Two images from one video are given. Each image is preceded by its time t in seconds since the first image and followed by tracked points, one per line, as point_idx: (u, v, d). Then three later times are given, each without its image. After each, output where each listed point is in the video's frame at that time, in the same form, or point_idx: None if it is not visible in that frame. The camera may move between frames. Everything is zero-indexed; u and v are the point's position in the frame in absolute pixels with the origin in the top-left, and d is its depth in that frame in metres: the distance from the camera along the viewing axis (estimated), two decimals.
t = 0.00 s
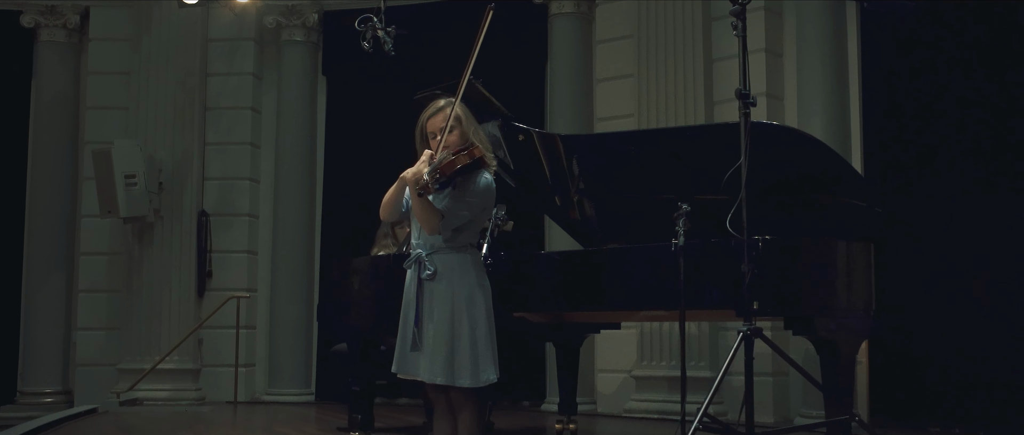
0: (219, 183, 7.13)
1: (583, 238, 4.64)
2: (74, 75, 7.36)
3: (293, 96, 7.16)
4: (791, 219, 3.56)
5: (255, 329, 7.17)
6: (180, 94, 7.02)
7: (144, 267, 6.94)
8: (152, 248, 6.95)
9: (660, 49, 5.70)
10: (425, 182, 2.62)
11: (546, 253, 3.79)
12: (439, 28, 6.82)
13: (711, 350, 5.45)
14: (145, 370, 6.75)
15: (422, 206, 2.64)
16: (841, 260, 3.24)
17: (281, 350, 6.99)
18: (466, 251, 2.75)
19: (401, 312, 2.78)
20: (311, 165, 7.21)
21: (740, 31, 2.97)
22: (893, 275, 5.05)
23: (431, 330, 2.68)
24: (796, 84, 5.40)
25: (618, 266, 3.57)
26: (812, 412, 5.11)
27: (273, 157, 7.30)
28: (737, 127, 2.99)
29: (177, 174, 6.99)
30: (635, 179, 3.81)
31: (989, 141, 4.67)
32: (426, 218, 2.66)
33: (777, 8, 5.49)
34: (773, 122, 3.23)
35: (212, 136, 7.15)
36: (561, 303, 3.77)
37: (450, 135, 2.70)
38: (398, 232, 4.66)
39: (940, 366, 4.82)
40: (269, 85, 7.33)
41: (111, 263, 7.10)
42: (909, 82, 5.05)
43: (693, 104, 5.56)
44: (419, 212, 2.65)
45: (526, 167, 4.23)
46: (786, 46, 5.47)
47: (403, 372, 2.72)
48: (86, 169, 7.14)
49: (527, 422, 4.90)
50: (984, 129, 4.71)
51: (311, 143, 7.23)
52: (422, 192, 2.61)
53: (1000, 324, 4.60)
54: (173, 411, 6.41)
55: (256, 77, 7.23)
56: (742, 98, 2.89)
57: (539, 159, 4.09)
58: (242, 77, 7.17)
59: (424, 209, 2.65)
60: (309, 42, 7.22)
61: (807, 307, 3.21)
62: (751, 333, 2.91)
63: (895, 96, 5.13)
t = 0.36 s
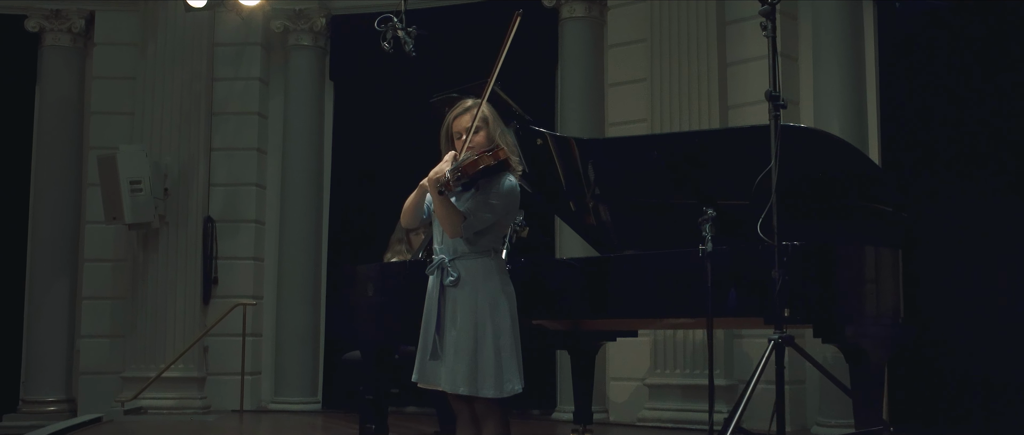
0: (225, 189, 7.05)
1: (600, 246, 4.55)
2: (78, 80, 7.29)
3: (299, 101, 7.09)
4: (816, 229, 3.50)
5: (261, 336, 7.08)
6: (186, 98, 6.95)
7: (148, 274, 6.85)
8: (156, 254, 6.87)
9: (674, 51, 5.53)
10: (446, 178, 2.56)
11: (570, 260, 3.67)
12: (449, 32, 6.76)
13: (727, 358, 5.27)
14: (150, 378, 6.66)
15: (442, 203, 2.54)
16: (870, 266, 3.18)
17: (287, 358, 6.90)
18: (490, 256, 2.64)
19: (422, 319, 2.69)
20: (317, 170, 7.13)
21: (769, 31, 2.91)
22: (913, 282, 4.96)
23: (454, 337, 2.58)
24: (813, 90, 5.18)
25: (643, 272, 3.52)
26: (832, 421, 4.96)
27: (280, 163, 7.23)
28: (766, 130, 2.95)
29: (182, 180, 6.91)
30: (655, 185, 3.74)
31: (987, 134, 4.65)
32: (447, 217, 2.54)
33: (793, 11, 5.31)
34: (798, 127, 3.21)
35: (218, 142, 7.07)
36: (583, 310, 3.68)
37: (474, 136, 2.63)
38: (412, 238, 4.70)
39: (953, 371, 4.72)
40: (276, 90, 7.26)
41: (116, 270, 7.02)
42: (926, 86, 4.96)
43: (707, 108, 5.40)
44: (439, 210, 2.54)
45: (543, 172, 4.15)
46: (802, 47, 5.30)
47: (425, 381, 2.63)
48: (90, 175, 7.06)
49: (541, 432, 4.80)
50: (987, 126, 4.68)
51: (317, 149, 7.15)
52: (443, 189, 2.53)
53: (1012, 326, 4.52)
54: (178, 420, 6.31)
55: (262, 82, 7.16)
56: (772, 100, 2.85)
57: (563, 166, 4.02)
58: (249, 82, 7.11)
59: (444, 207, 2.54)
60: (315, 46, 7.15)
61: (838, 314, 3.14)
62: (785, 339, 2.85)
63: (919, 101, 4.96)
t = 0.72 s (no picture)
0: (227, 195, 6.95)
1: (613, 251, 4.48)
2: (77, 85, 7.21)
3: (302, 105, 7.01)
4: (843, 228, 3.45)
5: (263, 344, 6.98)
6: (187, 103, 6.87)
7: (149, 281, 6.76)
8: (157, 261, 6.77)
9: (684, 55, 5.45)
10: (469, 166, 2.48)
11: (585, 264, 3.48)
12: (454, 36, 6.68)
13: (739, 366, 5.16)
14: (150, 387, 6.55)
15: (460, 192, 2.44)
16: (896, 271, 3.11)
17: (290, 366, 6.80)
18: (513, 260, 2.54)
19: (443, 324, 2.58)
20: (320, 176, 7.04)
21: (797, 31, 2.84)
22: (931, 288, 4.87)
23: (477, 344, 2.48)
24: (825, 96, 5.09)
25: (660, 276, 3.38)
26: (848, 429, 4.86)
27: (282, 168, 7.15)
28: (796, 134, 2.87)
29: (183, 186, 6.82)
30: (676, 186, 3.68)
31: (974, 120, 4.37)
32: (462, 206, 2.43)
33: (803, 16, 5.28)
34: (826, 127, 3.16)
35: (219, 147, 6.98)
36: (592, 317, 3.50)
37: (501, 133, 2.54)
38: (424, 243, 4.74)
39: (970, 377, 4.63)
40: (278, 95, 7.18)
41: (116, 277, 6.92)
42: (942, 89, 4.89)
43: (720, 112, 5.29)
44: (455, 199, 2.44)
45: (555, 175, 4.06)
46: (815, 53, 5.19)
47: (445, 388, 2.52)
48: (90, 181, 6.97)
49: None
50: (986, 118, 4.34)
51: (320, 154, 7.07)
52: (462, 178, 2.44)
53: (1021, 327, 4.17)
54: (178, 429, 6.21)
55: (265, 87, 7.08)
56: (801, 101, 2.77)
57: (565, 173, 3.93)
58: (251, 87, 7.03)
59: (462, 197, 2.44)
60: (318, 50, 7.07)
61: (866, 318, 3.05)
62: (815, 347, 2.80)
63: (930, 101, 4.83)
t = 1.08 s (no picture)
0: (216, 203, 6.85)
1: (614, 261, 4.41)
2: (64, 92, 7.09)
3: (293, 112, 6.92)
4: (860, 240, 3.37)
5: (252, 355, 6.86)
6: (177, 110, 6.76)
7: (136, 290, 6.63)
8: (144, 270, 6.65)
9: (683, 62, 5.40)
10: (494, 158, 2.40)
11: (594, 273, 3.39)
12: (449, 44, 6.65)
13: (737, 375, 5.09)
14: (136, 398, 6.41)
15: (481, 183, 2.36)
16: (912, 281, 3.06)
17: (279, 376, 6.67)
18: (531, 267, 2.47)
19: (457, 334, 2.50)
20: (311, 184, 6.95)
21: (816, 35, 2.81)
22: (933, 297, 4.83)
23: (493, 354, 2.40)
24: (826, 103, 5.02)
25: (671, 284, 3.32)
26: None
27: (272, 177, 7.05)
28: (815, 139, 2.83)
29: (172, 194, 6.71)
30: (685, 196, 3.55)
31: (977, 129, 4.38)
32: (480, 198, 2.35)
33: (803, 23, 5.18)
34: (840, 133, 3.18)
35: (209, 155, 6.88)
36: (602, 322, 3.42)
37: (523, 137, 2.51)
38: (422, 252, 4.74)
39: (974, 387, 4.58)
40: (269, 103, 7.11)
41: (102, 286, 6.79)
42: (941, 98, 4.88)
43: (719, 119, 5.23)
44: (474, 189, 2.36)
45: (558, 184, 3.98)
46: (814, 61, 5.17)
47: (458, 400, 2.43)
48: (76, 188, 6.85)
49: None
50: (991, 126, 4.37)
51: (312, 162, 6.98)
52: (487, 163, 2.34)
53: None
54: None
55: (255, 93, 7.00)
56: (821, 105, 2.74)
57: (568, 185, 3.85)
58: (241, 93, 6.94)
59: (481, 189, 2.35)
60: (309, 56, 6.99)
61: (883, 329, 3.01)
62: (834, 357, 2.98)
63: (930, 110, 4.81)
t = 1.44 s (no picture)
0: (193, 208, 6.71)
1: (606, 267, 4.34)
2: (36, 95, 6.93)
3: (272, 116, 6.79)
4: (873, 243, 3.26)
5: (228, 363, 6.71)
6: (152, 113, 6.63)
7: (109, 297, 6.47)
8: (117, 276, 6.49)
9: (671, 66, 5.36)
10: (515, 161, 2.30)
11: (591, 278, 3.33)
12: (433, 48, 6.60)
13: (725, 382, 5.01)
14: (109, 408, 6.24)
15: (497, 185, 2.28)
16: (914, 287, 2.98)
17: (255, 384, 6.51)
18: (536, 271, 2.40)
19: (459, 339, 2.43)
20: (289, 189, 6.83)
21: (821, 35, 2.76)
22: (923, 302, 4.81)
23: (498, 359, 2.33)
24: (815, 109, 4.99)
25: (675, 289, 3.25)
26: None
27: (250, 182, 6.92)
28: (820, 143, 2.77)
29: (147, 199, 6.56)
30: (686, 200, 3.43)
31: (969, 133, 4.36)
32: (497, 200, 2.28)
33: (791, 28, 5.15)
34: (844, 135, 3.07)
35: (185, 159, 6.75)
36: (606, 328, 3.37)
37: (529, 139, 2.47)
38: (408, 257, 4.65)
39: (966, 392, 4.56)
40: (246, 106, 6.99)
41: (73, 294, 6.61)
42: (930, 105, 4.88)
43: (707, 123, 5.19)
44: (490, 191, 2.28)
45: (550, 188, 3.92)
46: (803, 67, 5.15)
47: (462, 408, 2.36)
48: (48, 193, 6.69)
49: None
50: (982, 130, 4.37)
51: (290, 167, 6.86)
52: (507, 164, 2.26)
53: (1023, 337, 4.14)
54: None
55: (233, 97, 6.87)
56: (827, 107, 2.68)
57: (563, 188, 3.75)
58: (218, 97, 6.81)
59: (497, 190, 2.28)
60: (289, 60, 6.88)
61: (887, 334, 2.95)
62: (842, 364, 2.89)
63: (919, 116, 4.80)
